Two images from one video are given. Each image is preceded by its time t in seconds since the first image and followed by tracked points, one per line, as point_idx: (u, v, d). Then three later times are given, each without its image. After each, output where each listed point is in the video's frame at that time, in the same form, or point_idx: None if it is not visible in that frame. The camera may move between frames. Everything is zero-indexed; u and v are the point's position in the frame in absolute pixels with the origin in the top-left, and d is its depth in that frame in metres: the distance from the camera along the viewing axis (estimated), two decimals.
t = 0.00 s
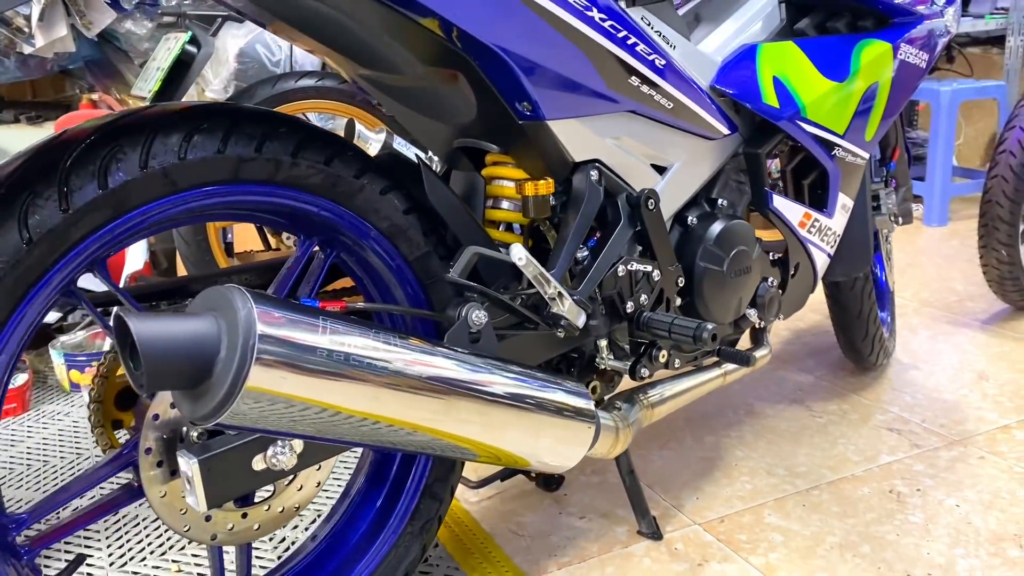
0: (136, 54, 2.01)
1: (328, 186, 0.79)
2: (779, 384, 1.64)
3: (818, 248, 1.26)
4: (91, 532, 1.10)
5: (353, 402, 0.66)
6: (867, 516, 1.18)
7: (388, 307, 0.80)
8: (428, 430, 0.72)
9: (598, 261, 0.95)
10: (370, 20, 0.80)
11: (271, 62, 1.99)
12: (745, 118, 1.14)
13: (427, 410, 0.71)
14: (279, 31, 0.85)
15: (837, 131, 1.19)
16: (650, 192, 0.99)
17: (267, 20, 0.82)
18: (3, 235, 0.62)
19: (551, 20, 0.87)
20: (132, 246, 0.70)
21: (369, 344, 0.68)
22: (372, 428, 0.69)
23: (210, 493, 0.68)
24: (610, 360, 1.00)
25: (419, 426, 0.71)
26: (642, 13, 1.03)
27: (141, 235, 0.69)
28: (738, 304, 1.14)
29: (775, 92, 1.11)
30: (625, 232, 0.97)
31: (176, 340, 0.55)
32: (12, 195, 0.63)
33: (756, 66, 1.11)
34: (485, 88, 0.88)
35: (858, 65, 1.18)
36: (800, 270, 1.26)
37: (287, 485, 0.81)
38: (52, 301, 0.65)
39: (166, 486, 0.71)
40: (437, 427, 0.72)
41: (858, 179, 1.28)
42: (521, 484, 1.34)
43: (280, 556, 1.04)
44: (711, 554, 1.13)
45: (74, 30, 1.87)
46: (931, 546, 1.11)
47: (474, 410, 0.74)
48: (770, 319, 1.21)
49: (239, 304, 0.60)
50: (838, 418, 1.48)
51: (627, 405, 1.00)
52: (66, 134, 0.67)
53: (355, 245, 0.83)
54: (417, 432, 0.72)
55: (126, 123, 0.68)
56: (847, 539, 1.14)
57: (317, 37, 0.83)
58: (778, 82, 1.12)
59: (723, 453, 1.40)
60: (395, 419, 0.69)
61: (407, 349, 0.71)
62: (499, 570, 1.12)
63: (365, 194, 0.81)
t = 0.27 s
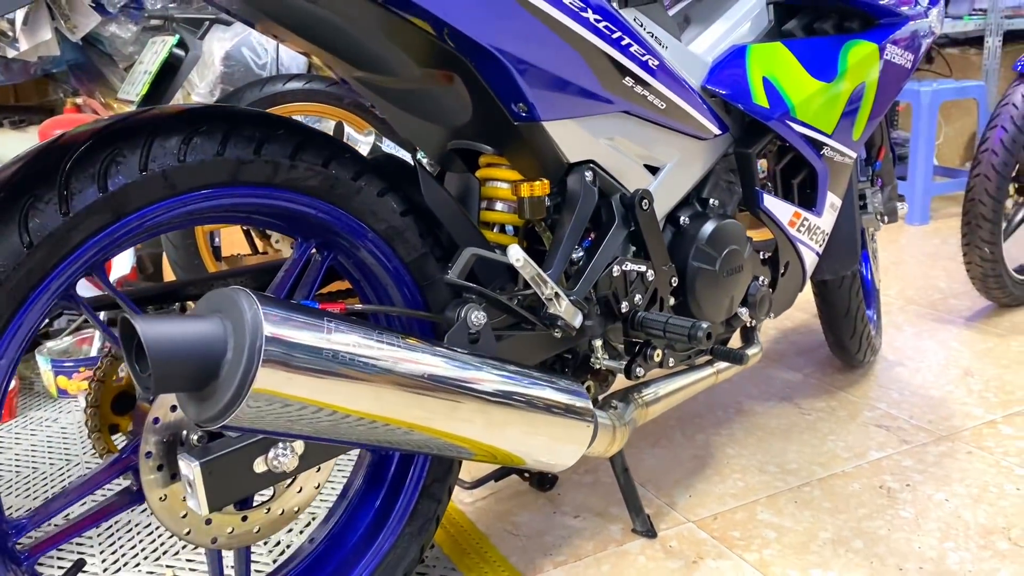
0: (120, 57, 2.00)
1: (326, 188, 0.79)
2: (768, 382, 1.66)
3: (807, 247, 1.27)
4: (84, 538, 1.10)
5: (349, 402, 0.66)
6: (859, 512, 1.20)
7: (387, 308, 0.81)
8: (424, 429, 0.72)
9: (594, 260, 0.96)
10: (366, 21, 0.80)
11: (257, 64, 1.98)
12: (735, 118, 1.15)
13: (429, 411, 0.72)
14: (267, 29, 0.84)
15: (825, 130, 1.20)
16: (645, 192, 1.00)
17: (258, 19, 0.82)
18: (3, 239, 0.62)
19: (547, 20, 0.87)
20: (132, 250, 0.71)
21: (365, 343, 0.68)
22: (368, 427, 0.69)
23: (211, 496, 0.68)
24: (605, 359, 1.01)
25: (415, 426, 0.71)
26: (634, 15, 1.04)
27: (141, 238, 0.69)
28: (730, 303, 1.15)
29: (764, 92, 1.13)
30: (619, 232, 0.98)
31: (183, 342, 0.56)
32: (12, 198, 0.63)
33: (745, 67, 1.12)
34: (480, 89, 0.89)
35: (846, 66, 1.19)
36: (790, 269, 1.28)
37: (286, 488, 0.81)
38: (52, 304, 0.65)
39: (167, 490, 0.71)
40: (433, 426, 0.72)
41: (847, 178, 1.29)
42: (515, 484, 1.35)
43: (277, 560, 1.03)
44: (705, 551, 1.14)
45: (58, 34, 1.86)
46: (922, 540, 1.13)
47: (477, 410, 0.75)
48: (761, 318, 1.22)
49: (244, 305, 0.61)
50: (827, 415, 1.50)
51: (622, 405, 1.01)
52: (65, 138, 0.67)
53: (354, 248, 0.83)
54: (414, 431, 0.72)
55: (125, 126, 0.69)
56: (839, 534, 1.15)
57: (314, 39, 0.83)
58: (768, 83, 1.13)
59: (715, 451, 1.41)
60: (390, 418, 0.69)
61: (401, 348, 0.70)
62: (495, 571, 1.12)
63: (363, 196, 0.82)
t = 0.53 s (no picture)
0: (108, 75, 2.00)
1: (323, 217, 0.79)
2: (757, 400, 1.67)
3: (796, 267, 1.29)
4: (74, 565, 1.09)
5: (344, 432, 0.66)
6: (850, 530, 1.21)
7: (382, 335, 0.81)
8: (418, 458, 0.72)
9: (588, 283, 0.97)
10: (359, 49, 0.82)
11: (246, 83, 1.98)
12: (725, 142, 1.17)
13: (428, 440, 0.72)
14: (258, 53, 0.88)
15: (814, 153, 1.22)
16: (637, 216, 1.01)
17: (248, 41, 0.84)
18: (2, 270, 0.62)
19: (542, 47, 0.88)
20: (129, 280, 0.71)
21: (361, 373, 0.68)
22: (364, 457, 0.69)
23: (210, 527, 0.68)
24: (599, 382, 1.01)
25: (408, 455, 0.71)
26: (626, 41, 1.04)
27: (140, 268, 0.70)
28: (721, 323, 1.16)
29: (754, 116, 1.14)
30: (613, 255, 0.99)
31: (187, 378, 0.57)
32: (11, 229, 0.63)
33: (735, 91, 1.14)
34: (474, 115, 0.90)
35: (833, 90, 1.21)
36: (779, 289, 1.29)
37: (283, 515, 0.81)
38: (50, 336, 0.65)
39: (163, 520, 0.71)
40: (427, 455, 0.73)
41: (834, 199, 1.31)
42: (507, 505, 1.35)
43: None
44: (698, 572, 1.14)
45: (46, 52, 1.85)
46: (913, 559, 1.14)
47: (475, 437, 0.75)
48: (752, 338, 1.23)
49: (245, 339, 0.61)
50: (816, 432, 1.51)
51: (616, 427, 1.01)
52: (63, 170, 0.68)
53: (351, 274, 0.84)
54: (408, 460, 0.72)
55: (124, 157, 0.69)
56: (830, 554, 1.16)
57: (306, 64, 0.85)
58: (756, 106, 1.15)
59: (706, 470, 1.42)
60: (386, 447, 0.69)
61: (393, 376, 0.70)
62: None
63: (359, 224, 0.82)
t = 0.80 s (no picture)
0: (78, 108, 1.98)
1: (289, 262, 0.80)
2: (729, 437, 1.67)
3: (764, 307, 1.30)
4: None
5: (305, 487, 0.65)
6: (819, 572, 1.21)
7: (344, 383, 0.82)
8: (384, 511, 0.71)
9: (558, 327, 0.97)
10: (327, 96, 0.82)
11: (219, 117, 1.99)
12: (693, 184, 1.18)
13: (394, 492, 0.71)
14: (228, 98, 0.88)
15: (780, 195, 1.23)
16: (605, 258, 1.02)
17: (218, 86, 0.85)
18: None
19: (512, 95, 0.89)
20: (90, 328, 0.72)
21: (323, 427, 0.67)
22: (330, 514, 0.68)
23: None
24: (568, 426, 1.01)
25: (376, 509, 0.70)
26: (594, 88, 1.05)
27: (100, 316, 0.70)
28: (691, 364, 1.16)
29: (721, 159, 1.16)
30: (582, 298, 0.99)
31: (142, 436, 0.57)
32: None
33: (701, 135, 1.16)
34: (443, 161, 0.90)
35: (801, 133, 1.23)
36: (748, 328, 1.30)
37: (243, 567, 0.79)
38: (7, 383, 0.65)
39: None
40: (395, 508, 0.72)
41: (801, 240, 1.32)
42: (478, 547, 1.33)
43: None
44: None
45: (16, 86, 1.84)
46: None
47: (442, 488, 0.75)
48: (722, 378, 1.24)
49: (204, 395, 0.61)
50: (786, 470, 1.51)
51: (586, 471, 1.00)
52: (28, 219, 0.69)
53: (317, 318, 0.84)
54: (374, 514, 0.71)
55: (89, 206, 0.70)
56: None
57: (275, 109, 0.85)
58: (724, 150, 1.16)
59: (677, 509, 1.41)
60: (351, 501, 0.69)
61: (358, 429, 0.70)
62: None
63: (325, 269, 0.82)
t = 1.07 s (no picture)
0: (22, 135, 1.88)
1: (229, 295, 0.75)
2: (705, 469, 1.61)
3: (738, 334, 1.25)
4: None
5: (245, 548, 0.59)
6: None
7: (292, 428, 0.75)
8: (338, 570, 0.65)
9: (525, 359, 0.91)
10: (273, 116, 0.76)
11: (171, 144, 1.92)
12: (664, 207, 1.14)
13: (346, 549, 0.65)
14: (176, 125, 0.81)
15: (753, 218, 1.18)
16: (575, 286, 0.96)
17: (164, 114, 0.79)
18: None
19: (473, 114, 0.84)
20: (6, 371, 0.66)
21: (263, 480, 0.62)
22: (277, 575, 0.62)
23: None
24: (538, 466, 0.94)
25: (331, 568, 0.65)
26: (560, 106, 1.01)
27: (15, 358, 0.65)
28: (665, 396, 1.11)
29: (691, 181, 1.12)
30: (550, 328, 0.94)
31: (45, 497, 0.52)
32: None
33: (671, 156, 1.12)
34: (399, 184, 0.84)
35: (772, 154, 1.20)
36: (722, 356, 1.25)
37: None
38: None
39: None
40: (351, 566, 0.66)
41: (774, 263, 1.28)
42: None
43: None
44: None
45: None
46: None
47: (400, 543, 0.69)
48: (698, 409, 1.19)
49: (124, 451, 0.56)
50: (765, 503, 1.46)
51: (556, 515, 0.94)
52: None
53: (261, 355, 0.79)
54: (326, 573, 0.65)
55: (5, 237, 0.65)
56: None
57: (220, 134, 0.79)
58: (694, 172, 1.12)
59: (653, 548, 1.35)
60: (298, 562, 0.63)
61: (303, 482, 0.64)
62: None
63: (270, 301, 0.78)
